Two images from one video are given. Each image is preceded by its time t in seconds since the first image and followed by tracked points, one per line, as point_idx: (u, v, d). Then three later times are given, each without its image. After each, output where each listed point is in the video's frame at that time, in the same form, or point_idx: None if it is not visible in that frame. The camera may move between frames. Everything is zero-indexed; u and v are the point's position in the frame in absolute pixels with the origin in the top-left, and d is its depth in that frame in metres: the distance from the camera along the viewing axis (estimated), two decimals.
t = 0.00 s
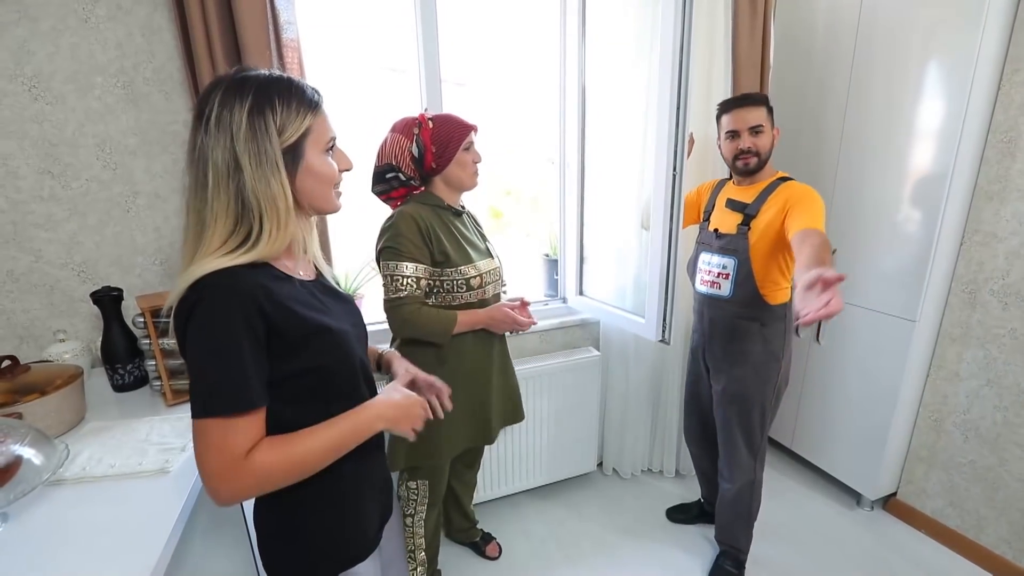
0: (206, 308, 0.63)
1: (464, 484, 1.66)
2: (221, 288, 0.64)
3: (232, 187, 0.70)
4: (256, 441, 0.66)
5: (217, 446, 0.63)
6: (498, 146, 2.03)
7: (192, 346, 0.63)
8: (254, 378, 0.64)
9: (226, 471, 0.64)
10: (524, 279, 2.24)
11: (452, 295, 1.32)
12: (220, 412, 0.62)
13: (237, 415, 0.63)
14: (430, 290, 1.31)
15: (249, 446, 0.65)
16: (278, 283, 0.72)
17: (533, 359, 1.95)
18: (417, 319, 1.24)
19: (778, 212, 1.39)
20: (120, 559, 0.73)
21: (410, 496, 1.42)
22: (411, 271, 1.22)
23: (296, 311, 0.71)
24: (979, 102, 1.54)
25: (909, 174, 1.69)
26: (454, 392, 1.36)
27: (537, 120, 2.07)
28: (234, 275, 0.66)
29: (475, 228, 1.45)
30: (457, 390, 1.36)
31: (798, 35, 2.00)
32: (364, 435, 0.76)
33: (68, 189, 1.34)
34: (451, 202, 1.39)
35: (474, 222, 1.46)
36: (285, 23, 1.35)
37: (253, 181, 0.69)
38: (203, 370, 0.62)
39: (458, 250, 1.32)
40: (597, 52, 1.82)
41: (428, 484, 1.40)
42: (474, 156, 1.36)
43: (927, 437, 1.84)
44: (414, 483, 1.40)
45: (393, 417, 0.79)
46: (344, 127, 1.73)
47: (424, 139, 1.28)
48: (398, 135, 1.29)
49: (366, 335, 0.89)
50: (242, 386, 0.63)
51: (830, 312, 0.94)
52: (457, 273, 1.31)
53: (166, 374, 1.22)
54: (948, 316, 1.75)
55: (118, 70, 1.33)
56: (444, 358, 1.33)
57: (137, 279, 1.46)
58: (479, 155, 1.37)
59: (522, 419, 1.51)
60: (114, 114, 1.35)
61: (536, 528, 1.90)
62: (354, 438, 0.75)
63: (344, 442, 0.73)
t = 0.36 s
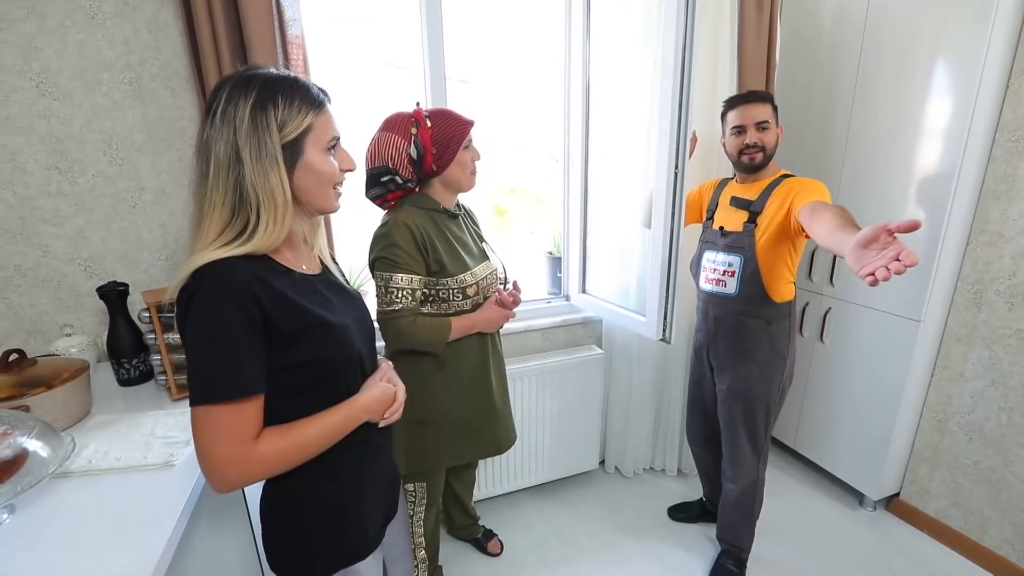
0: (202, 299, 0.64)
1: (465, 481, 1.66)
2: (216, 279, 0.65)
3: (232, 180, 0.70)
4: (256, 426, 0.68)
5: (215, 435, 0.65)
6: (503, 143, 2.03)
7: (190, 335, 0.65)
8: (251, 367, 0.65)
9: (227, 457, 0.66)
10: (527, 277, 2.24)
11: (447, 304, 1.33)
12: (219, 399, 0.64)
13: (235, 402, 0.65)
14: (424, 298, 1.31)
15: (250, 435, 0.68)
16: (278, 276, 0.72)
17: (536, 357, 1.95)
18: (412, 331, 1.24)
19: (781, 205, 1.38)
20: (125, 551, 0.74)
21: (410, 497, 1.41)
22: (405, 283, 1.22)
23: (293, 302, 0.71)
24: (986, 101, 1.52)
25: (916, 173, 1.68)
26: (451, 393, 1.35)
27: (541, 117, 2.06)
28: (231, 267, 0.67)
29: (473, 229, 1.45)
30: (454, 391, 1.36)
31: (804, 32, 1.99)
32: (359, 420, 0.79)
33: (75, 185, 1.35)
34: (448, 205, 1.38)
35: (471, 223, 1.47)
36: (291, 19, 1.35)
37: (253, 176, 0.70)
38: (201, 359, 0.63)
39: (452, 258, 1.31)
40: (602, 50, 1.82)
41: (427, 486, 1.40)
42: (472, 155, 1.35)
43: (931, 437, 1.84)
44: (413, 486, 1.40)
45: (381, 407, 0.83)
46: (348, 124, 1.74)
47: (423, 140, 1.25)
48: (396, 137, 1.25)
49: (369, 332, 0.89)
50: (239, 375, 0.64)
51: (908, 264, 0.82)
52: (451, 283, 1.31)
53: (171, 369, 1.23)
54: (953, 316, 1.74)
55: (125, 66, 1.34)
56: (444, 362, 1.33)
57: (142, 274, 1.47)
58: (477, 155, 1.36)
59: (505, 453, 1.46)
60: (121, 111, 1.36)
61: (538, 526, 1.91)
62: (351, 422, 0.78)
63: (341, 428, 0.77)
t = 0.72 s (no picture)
0: (207, 300, 0.65)
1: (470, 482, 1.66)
2: (221, 280, 0.66)
3: (232, 180, 0.71)
4: (259, 427, 0.69)
5: (221, 434, 0.66)
6: (508, 145, 2.04)
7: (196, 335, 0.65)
8: (255, 367, 0.66)
9: (232, 457, 0.67)
10: (532, 279, 2.24)
11: (450, 306, 1.33)
12: (223, 399, 0.64)
13: (241, 401, 0.66)
14: (426, 301, 1.31)
15: (254, 435, 0.68)
16: (284, 278, 0.73)
17: (541, 358, 1.96)
18: (415, 334, 1.24)
19: (791, 208, 1.38)
20: (134, 548, 0.75)
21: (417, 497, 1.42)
22: (407, 287, 1.23)
23: (297, 302, 0.72)
24: (995, 103, 1.51)
25: (923, 175, 1.67)
26: (456, 392, 1.36)
27: (546, 119, 2.07)
28: (237, 267, 0.68)
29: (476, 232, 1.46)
30: (459, 390, 1.36)
31: (810, 34, 1.98)
32: (364, 426, 0.79)
33: (85, 186, 1.37)
34: (448, 208, 1.38)
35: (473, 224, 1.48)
36: (298, 22, 1.36)
37: (251, 178, 0.70)
38: (206, 358, 0.64)
39: (453, 260, 1.31)
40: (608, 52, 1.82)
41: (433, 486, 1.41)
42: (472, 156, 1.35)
43: (939, 442, 1.82)
44: (418, 486, 1.40)
45: (388, 410, 0.83)
46: (354, 126, 1.75)
47: (420, 145, 1.25)
48: (393, 142, 1.26)
49: (374, 334, 0.89)
50: (243, 374, 0.65)
51: (940, 270, 0.81)
52: (452, 285, 1.31)
53: (179, 368, 1.24)
54: (961, 319, 1.73)
55: (135, 69, 1.35)
56: (446, 364, 1.33)
57: (151, 274, 1.49)
58: (476, 155, 1.36)
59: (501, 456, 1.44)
60: (131, 113, 1.37)
61: (542, 527, 1.91)
62: (355, 429, 0.78)
63: (345, 433, 0.76)
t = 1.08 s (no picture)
0: (196, 302, 0.65)
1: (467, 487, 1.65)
2: (211, 282, 0.66)
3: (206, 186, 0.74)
4: (243, 429, 0.69)
5: (206, 435, 0.66)
6: (505, 150, 2.04)
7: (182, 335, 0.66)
8: (241, 370, 0.66)
9: (217, 458, 0.67)
10: (529, 284, 2.24)
11: (444, 307, 1.33)
12: (207, 399, 0.64)
13: (227, 403, 0.66)
14: (420, 301, 1.31)
15: (238, 437, 0.68)
16: (275, 283, 0.73)
17: (537, 363, 1.96)
18: (405, 332, 1.25)
19: (787, 214, 1.39)
20: (126, 555, 0.74)
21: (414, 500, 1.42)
22: (399, 286, 1.23)
23: (288, 306, 0.72)
24: (987, 110, 1.53)
25: (916, 181, 1.68)
26: (452, 395, 1.36)
27: (543, 124, 2.08)
28: (227, 271, 0.68)
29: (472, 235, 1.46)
30: (455, 393, 1.36)
31: (805, 42, 2.00)
32: (351, 434, 0.79)
33: (81, 190, 1.37)
34: (444, 211, 1.38)
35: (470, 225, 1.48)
36: (296, 27, 1.36)
37: (220, 195, 0.72)
38: (190, 358, 0.64)
39: (446, 260, 1.31)
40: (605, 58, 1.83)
41: (430, 489, 1.41)
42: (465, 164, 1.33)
43: (933, 446, 1.83)
44: (415, 489, 1.40)
45: (378, 418, 0.83)
46: (351, 130, 1.75)
47: (411, 150, 1.27)
48: (386, 145, 1.28)
49: (367, 339, 0.89)
50: (228, 376, 0.65)
51: (939, 288, 0.83)
52: (445, 285, 1.31)
53: (174, 373, 1.23)
54: (954, 324, 1.74)
55: (132, 73, 1.35)
56: (443, 365, 1.33)
57: (146, 278, 1.48)
58: (470, 163, 1.33)
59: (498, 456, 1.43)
60: (127, 117, 1.37)
61: (537, 532, 1.90)
62: (341, 436, 0.77)
63: (331, 440, 0.76)
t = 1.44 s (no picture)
0: (187, 302, 0.65)
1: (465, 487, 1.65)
2: (203, 281, 0.66)
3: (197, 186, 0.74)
4: (235, 430, 0.68)
5: (198, 435, 0.66)
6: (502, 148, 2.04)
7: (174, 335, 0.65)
8: (232, 371, 0.66)
9: (207, 458, 0.66)
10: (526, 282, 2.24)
11: (433, 302, 1.33)
12: (198, 400, 0.64)
13: (218, 403, 0.65)
14: (410, 294, 1.33)
15: (229, 438, 0.68)
16: (267, 283, 0.72)
17: (534, 361, 1.95)
18: (386, 320, 1.25)
19: (784, 214, 1.39)
20: (122, 556, 0.74)
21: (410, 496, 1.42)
22: (386, 277, 1.25)
23: (280, 307, 0.71)
24: (983, 107, 1.53)
25: (913, 179, 1.68)
26: (448, 393, 1.36)
27: (540, 123, 2.07)
28: (219, 271, 0.67)
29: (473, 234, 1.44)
30: (451, 391, 1.36)
31: (802, 39, 2.00)
32: (345, 437, 0.78)
33: (75, 189, 1.36)
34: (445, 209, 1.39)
35: (477, 221, 1.48)
36: (291, 24, 1.36)
37: (210, 195, 0.72)
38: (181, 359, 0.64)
39: (436, 256, 1.31)
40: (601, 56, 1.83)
41: (426, 485, 1.41)
42: (450, 176, 1.29)
43: (930, 443, 1.83)
44: (411, 484, 1.41)
45: (372, 421, 0.83)
46: (347, 129, 1.74)
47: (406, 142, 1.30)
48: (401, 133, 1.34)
49: (362, 340, 0.89)
50: (219, 377, 0.64)
51: (888, 319, 0.85)
52: (433, 280, 1.31)
53: (170, 373, 1.23)
54: (951, 322, 1.74)
55: (126, 72, 1.34)
56: (434, 360, 1.34)
57: (142, 278, 1.48)
58: (455, 177, 1.28)
59: (489, 458, 1.43)
60: (122, 116, 1.36)
61: (536, 530, 1.91)
62: (335, 439, 0.77)
63: (324, 442, 0.76)
